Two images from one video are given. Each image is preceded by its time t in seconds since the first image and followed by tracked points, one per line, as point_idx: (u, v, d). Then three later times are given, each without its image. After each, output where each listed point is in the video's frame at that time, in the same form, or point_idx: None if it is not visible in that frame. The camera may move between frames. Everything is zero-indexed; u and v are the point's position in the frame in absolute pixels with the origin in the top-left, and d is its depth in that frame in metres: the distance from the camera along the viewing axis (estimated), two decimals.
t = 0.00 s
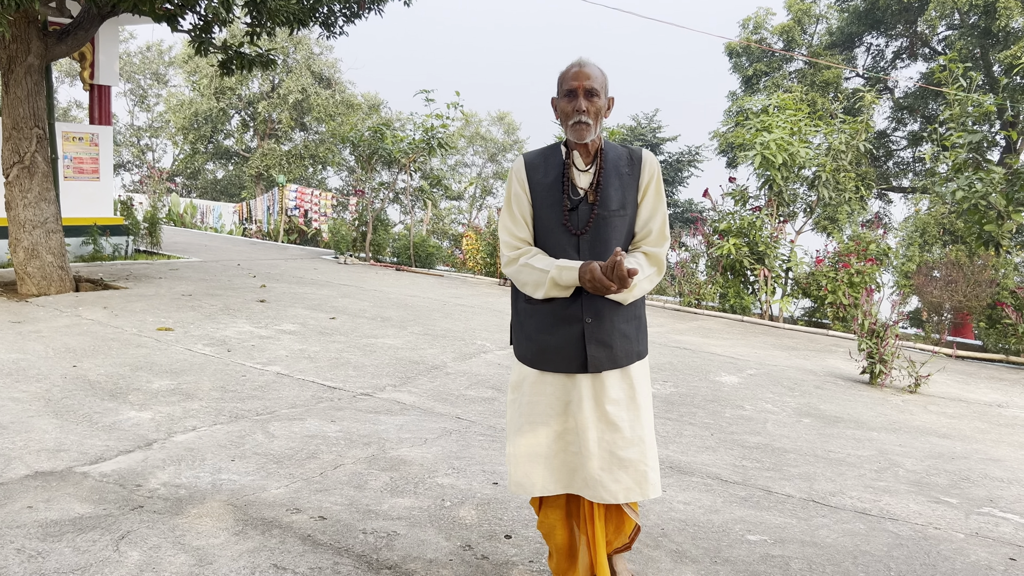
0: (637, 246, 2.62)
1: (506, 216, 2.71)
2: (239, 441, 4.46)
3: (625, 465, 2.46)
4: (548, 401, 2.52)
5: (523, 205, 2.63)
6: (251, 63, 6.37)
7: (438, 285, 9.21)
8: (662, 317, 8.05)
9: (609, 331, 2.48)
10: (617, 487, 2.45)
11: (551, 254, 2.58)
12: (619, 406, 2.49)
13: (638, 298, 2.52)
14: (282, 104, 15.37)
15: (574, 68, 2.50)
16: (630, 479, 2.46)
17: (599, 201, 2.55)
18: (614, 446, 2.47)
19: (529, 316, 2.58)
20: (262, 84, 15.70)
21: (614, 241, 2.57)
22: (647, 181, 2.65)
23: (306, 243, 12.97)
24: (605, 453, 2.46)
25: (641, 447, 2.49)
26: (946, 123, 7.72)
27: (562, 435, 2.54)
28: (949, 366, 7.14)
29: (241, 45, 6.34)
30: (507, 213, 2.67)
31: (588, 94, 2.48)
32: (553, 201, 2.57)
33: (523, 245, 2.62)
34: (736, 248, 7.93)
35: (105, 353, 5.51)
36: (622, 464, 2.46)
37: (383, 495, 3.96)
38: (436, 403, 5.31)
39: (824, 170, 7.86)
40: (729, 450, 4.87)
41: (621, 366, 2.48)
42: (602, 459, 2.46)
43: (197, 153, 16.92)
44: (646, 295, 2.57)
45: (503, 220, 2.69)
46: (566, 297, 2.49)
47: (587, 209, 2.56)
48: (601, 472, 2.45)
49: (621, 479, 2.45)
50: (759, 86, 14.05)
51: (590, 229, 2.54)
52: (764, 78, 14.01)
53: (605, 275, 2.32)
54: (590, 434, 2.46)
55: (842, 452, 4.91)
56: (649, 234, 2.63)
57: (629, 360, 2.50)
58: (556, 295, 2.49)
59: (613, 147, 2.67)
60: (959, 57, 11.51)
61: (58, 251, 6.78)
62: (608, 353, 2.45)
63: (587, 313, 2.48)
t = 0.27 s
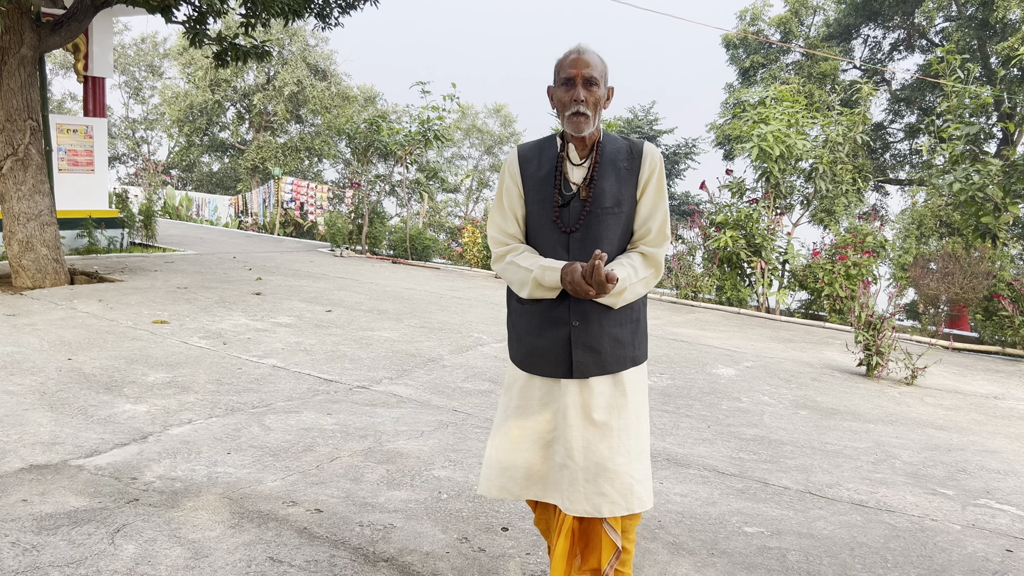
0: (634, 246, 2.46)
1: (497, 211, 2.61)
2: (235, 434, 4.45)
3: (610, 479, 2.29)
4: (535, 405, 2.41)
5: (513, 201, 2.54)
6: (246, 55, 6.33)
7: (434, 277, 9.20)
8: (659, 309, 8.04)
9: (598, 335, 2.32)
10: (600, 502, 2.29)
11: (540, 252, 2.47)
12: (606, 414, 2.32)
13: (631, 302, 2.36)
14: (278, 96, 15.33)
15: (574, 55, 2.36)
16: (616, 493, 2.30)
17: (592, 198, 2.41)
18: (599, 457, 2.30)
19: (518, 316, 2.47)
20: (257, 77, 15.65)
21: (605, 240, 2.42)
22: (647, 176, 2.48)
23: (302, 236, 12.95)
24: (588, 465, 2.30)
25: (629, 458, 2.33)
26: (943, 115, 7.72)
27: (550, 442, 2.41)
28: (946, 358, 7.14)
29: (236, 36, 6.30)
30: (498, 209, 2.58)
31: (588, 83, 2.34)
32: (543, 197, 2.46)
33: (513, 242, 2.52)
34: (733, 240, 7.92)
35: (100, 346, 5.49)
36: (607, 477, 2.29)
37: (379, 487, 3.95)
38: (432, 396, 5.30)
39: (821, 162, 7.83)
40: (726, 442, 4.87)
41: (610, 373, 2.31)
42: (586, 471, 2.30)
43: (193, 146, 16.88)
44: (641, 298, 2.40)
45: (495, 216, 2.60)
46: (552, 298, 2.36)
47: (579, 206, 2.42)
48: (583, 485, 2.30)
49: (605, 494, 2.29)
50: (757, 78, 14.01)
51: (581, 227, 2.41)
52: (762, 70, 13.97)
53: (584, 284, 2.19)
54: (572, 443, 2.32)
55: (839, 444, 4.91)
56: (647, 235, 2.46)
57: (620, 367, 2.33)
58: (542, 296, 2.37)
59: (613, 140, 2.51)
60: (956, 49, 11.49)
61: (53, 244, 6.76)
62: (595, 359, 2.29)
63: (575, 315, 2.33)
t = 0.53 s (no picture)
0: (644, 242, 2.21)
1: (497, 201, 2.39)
2: (230, 423, 4.44)
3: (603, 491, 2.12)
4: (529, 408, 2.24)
5: (513, 189, 2.32)
6: (241, 44, 6.30)
7: (431, 268, 9.20)
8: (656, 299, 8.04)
9: (601, 337, 2.13)
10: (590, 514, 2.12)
11: (541, 246, 2.27)
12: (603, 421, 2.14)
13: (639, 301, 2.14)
14: (275, 87, 15.30)
15: (582, 36, 2.14)
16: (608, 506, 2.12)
17: (600, 189, 2.17)
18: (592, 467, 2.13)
19: (519, 315, 2.29)
20: (254, 67, 15.63)
21: (613, 233, 2.18)
22: (661, 165, 2.23)
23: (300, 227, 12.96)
24: (581, 474, 2.14)
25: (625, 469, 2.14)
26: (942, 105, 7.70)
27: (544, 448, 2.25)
28: (943, 348, 7.14)
29: (231, 25, 6.26)
30: (498, 199, 2.36)
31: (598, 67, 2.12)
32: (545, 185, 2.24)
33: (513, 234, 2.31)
34: (730, 231, 7.90)
35: (95, 336, 5.47)
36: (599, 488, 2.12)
37: (374, 476, 3.93)
38: (428, 385, 5.29)
39: (819, 152, 7.81)
40: (723, 431, 4.85)
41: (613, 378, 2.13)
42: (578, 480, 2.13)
43: (190, 136, 16.88)
44: (651, 297, 2.19)
45: (494, 207, 2.38)
46: (553, 295, 2.16)
47: (585, 195, 2.19)
48: (574, 496, 2.13)
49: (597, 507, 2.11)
50: (754, 68, 13.98)
51: (586, 219, 2.18)
52: (760, 60, 13.93)
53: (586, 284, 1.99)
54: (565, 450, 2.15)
55: (836, 434, 4.89)
56: (659, 229, 2.21)
57: (624, 371, 2.14)
58: (543, 294, 2.17)
59: (624, 127, 2.27)
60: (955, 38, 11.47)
61: (47, 234, 6.75)
62: (597, 363, 2.11)
63: (577, 315, 2.14)
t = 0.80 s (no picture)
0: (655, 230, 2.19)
1: (498, 190, 2.37)
2: (229, 415, 4.45)
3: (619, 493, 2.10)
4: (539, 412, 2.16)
5: (516, 177, 2.29)
6: (239, 35, 6.28)
7: (429, 260, 9.20)
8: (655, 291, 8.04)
9: (610, 331, 2.08)
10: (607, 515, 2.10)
11: (546, 236, 2.23)
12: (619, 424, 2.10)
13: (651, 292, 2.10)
14: (272, 78, 15.27)
15: (587, 16, 2.09)
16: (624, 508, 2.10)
17: (605, 173, 2.14)
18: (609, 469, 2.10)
19: (521, 309, 2.23)
20: (252, 59, 15.58)
21: (621, 221, 2.15)
22: (670, 150, 2.19)
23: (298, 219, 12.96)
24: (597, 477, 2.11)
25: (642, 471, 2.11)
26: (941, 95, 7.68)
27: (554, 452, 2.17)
28: (941, 340, 7.15)
29: (229, 17, 6.24)
30: (500, 188, 2.34)
31: (604, 48, 2.09)
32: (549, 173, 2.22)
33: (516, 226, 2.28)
34: (729, 222, 7.89)
35: (94, 328, 5.48)
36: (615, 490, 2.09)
37: (373, 468, 3.94)
38: (427, 377, 5.30)
39: (818, 143, 7.80)
40: (721, 423, 4.86)
41: (623, 375, 2.08)
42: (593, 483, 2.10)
43: (188, 128, 16.85)
44: (663, 288, 2.15)
45: (497, 195, 2.36)
46: (558, 288, 2.12)
47: (591, 181, 2.16)
48: (591, 499, 2.10)
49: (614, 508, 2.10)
50: (753, 59, 13.93)
51: (593, 206, 2.15)
52: (759, 51, 13.87)
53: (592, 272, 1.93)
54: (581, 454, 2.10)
55: (834, 425, 4.90)
56: (669, 215, 2.19)
57: (635, 368, 2.09)
58: (547, 286, 2.13)
59: (631, 110, 2.24)
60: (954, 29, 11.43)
61: (46, 226, 6.75)
62: (606, 358, 2.07)
63: (584, 310, 2.09)
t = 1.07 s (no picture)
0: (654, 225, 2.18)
1: (488, 184, 2.35)
2: (231, 407, 4.45)
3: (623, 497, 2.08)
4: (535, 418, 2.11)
5: (508, 170, 2.27)
6: (239, 27, 6.25)
7: (430, 252, 9.19)
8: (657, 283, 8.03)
9: (610, 331, 2.07)
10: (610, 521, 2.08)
11: (540, 232, 2.21)
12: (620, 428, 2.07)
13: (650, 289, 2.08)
14: (273, 70, 15.22)
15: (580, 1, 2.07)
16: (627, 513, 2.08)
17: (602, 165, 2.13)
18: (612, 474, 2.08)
19: (513, 307, 2.21)
20: (252, 50, 15.53)
21: (619, 216, 2.14)
22: (669, 142, 2.19)
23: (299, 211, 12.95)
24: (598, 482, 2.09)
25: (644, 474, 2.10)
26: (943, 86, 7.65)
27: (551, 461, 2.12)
28: (943, 331, 7.14)
29: (228, 8, 6.22)
30: (490, 182, 2.31)
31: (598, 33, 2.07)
32: (543, 166, 2.20)
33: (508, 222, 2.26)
34: (731, 214, 7.87)
35: (95, 321, 5.48)
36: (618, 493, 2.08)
37: (375, 460, 3.95)
38: (428, 369, 5.30)
39: (819, 134, 7.78)
40: (722, 414, 4.86)
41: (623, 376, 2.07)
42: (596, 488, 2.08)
43: (188, 120, 16.81)
44: (663, 284, 2.14)
45: (487, 188, 2.34)
46: (554, 286, 2.10)
47: (587, 175, 2.15)
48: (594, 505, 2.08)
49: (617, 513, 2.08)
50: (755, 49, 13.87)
51: (590, 201, 2.14)
52: (760, 42, 13.80)
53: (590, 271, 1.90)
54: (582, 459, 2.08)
55: (836, 416, 4.91)
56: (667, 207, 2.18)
57: (635, 368, 2.08)
58: (542, 285, 2.11)
59: (627, 99, 2.23)
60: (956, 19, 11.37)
61: (47, 219, 6.74)
62: (606, 359, 2.05)
63: (582, 309, 2.08)
